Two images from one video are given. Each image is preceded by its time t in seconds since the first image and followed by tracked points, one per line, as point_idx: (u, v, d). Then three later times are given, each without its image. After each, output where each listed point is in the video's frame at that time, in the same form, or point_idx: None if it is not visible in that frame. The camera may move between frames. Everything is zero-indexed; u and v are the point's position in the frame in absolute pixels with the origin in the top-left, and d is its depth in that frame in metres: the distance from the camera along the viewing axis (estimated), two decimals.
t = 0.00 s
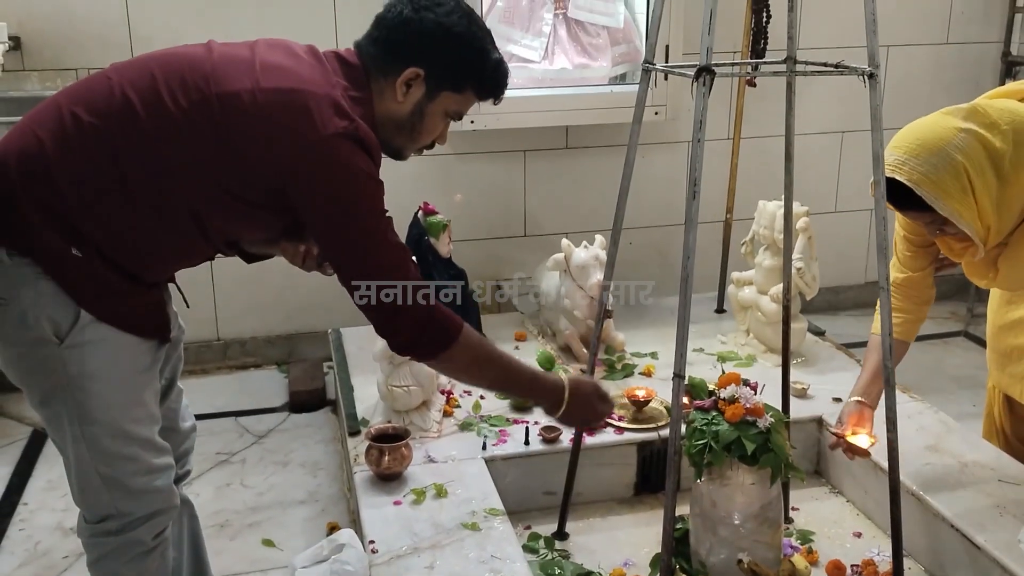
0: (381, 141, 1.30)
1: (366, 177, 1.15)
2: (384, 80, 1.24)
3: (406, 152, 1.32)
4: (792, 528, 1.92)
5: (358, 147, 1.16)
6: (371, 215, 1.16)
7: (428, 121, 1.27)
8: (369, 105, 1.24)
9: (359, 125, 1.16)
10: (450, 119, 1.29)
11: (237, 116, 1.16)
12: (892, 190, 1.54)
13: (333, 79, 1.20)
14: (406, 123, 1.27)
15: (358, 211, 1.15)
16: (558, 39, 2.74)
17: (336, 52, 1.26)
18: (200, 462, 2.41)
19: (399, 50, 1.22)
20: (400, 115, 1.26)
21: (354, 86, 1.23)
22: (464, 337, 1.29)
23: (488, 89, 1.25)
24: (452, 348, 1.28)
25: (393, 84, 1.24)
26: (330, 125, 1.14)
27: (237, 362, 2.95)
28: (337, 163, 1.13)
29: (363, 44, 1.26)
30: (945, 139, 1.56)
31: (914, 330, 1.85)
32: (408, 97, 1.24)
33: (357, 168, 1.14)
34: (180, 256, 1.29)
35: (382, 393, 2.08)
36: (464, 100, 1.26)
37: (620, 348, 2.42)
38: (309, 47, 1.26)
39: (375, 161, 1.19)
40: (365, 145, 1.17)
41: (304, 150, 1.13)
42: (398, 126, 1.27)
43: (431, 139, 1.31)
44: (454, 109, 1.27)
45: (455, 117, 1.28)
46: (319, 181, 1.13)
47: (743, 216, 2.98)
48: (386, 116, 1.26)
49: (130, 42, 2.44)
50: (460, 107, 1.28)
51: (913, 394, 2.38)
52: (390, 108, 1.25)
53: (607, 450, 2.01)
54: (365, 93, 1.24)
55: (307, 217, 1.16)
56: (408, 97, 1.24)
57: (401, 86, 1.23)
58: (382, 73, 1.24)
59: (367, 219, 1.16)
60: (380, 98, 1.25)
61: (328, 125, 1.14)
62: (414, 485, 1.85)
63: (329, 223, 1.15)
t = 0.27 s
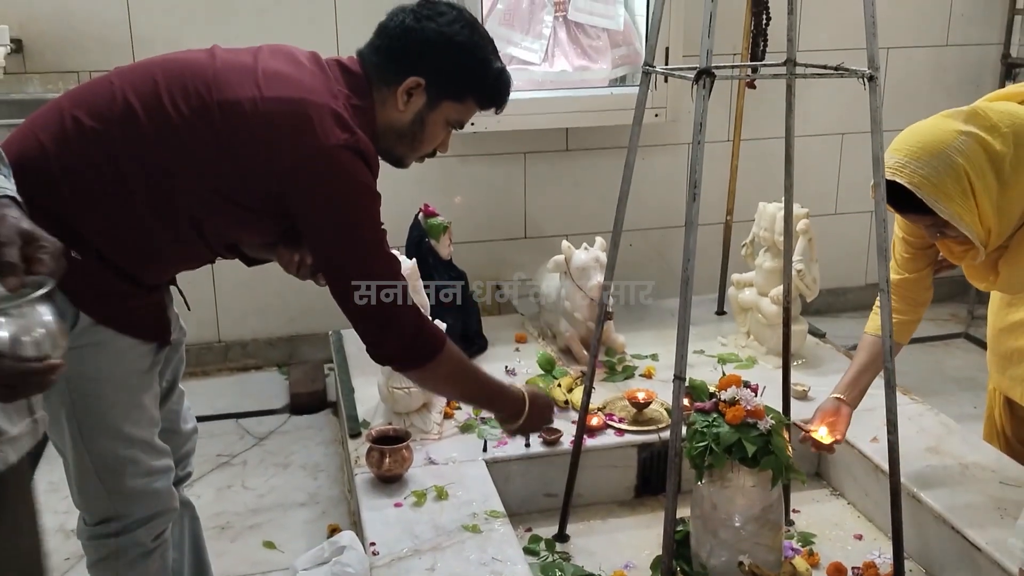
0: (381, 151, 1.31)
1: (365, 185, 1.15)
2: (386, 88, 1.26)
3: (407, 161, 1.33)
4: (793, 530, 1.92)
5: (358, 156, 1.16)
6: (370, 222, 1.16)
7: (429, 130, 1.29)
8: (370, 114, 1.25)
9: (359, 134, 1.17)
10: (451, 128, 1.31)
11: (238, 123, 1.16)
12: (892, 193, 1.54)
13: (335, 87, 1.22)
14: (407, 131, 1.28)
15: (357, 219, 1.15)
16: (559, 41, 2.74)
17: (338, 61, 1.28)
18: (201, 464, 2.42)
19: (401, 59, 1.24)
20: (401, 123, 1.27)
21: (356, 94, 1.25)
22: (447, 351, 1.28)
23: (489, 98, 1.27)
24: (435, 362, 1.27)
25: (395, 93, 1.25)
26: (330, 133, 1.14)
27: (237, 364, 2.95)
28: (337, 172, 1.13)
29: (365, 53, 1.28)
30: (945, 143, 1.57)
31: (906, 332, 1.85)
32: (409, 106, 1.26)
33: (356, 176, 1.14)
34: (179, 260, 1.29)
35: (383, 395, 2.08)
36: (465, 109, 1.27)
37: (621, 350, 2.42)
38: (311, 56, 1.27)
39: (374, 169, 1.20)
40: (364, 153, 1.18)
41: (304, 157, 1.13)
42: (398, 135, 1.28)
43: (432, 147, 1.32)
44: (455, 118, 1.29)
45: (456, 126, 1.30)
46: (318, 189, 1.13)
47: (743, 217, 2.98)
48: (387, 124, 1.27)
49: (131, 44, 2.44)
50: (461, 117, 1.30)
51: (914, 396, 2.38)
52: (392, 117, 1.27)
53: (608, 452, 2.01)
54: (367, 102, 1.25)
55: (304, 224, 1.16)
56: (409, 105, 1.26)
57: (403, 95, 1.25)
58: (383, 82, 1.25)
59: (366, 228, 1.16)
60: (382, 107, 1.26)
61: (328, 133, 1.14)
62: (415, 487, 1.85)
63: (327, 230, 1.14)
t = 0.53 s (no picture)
0: (381, 153, 1.32)
1: (366, 187, 1.16)
2: (385, 91, 1.26)
3: (406, 163, 1.34)
4: (792, 531, 1.92)
5: (358, 158, 1.17)
6: (370, 225, 1.17)
7: (428, 133, 1.30)
8: (369, 115, 1.26)
9: (359, 137, 1.18)
10: (450, 132, 1.32)
11: (237, 125, 1.16)
12: (892, 194, 1.55)
13: (335, 89, 1.22)
14: (407, 135, 1.29)
15: (358, 221, 1.16)
16: (558, 43, 2.75)
17: (337, 62, 1.28)
18: (201, 466, 2.42)
19: (401, 63, 1.25)
20: (399, 126, 1.28)
21: (356, 95, 1.25)
22: (471, 327, 1.30)
23: (488, 103, 1.28)
24: (460, 340, 1.29)
25: (394, 96, 1.26)
26: (329, 135, 1.15)
27: (237, 366, 2.95)
28: (337, 174, 1.14)
29: (365, 55, 1.28)
30: (945, 147, 1.57)
31: (914, 336, 1.86)
32: (408, 109, 1.27)
33: (357, 178, 1.15)
34: (180, 263, 1.30)
35: (383, 397, 2.08)
36: (464, 113, 1.29)
37: (621, 352, 2.42)
38: (310, 57, 1.28)
39: (374, 171, 1.20)
40: (363, 155, 1.19)
41: (304, 160, 1.14)
42: (397, 138, 1.30)
43: (431, 150, 1.34)
44: (454, 121, 1.30)
45: (454, 129, 1.31)
46: (319, 191, 1.14)
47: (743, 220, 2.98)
48: (385, 127, 1.28)
49: (132, 47, 2.44)
50: (460, 119, 1.31)
51: (914, 397, 2.38)
52: (391, 119, 1.27)
53: (608, 454, 2.01)
54: (367, 104, 1.26)
55: (306, 226, 1.17)
56: (409, 108, 1.27)
57: (402, 98, 1.26)
58: (383, 84, 1.26)
59: (367, 229, 1.17)
60: (381, 110, 1.27)
61: (328, 135, 1.15)
62: (414, 489, 1.85)
63: (328, 232, 1.16)
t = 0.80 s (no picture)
0: (376, 145, 1.32)
1: (361, 179, 1.16)
2: (378, 83, 1.26)
3: (400, 154, 1.34)
4: (785, 526, 1.92)
5: (352, 150, 1.17)
6: (366, 218, 1.16)
7: (422, 125, 1.30)
8: (362, 107, 1.26)
9: (354, 128, 1.18)
10: (443, 123, 1.32)
11: (230, 117, 1.16)
12: (884, 189, 1.55)
13: (328, 81, 1.21)
14: (401, 126, 1.29)
15: (353, 214, 1.15)
16: (551, 39, 2.74)
17: (330, 54, 1.27)
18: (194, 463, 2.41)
19: (393, 55, 1.24)
20: (393, 118, 1.28)
21: (349, 87, 1.25)
22: (468, 336, 1.27)
23: (481, 93, 1.29)
24: (454, 346, 1.26)
25: (387, 88, 1.26)
26: (323, 127, 1.14)
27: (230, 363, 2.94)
28: (332, 166, 1.13)
29: (357, 48, 1.28)
30: (936, 143, 1.57)
31: (912, 332, 1.85)
32: (401, 100, 1.27)
33: (352, 170, 1.15)
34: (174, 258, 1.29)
35: (376, 393, 2.08)
36: (458, 103, 1.29)
37: (615, 348, 2.42)
38: (303, 49, 1.27)
39: (369, 164, 1.20)
40: (358, 147, 1.18)
41: (298, 151, 1.13)
42: (391, 130, 1.30)
43: (425, 141, 1.34)
44: (448, 112, 1.30)
45: (448, 120, 1.31)
46: (313, 183, 1.13)
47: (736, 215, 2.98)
48: (379, 119, 1.28)
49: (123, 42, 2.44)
50: (453, 110, 1.31)
51: (907, 393, 2.38)
52: (384, 111, 1.27)
53: (602, 449, 2.01)
54: (360, 96, 1.26)
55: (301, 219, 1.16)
56: (402, 100, 1.27)
57: (395, 89, 1.26)
58: (376, 76, 1.26)
59: (363, 222, 1.16)
60: (374, 101, 1.27)
61: (321, 127, 1.14)
62: (408, 485, 1.85)
63: (323, 224, 1.15)
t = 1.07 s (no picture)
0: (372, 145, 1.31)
1: (354, 178, 1.19)
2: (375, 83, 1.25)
3: (396, 156, 1.34)
4: (780, 521, 1.93)
5: (346, 149, 1.19)
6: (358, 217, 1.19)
7: (419, 127, 1.28)
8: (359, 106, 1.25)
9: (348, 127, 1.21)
10: (439, 124, 1.32)
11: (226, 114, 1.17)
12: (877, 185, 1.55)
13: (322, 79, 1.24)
14: (398, 128, 1.28)
15: (347, 213, 1.18)
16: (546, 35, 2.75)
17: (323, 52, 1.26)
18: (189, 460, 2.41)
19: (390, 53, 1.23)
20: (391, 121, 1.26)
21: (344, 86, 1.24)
22: (443, 347, 1.24)
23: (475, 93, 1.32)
24: (430, 355, 1.23)
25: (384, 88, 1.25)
26: (318, 126, 1.17)
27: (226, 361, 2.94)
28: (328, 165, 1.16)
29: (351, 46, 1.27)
30: (931, 138, 1.57)
31: (903, 325, 1.86)
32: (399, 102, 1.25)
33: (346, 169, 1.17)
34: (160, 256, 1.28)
35: (371, 390, 2.08)
36: (454, 104, 1.28)
37: (610, 344, 2.42)
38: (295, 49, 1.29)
39: (362, 166, 1.22)
40: (353, 151, 1.21)
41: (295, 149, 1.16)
42: (388, 131, 1.28)
43: (421, 143, 1.33)
44: (444, 113, 1.29)
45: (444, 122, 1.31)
46: (309, 181, 1.16)
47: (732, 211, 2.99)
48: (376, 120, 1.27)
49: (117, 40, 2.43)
50: (448, 111, 1.31)
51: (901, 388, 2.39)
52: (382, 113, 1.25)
53: (597, 445, 2.01)
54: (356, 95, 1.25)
55: (294, 216, 1.18)
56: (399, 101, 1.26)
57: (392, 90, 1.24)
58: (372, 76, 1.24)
59: (356, 222, 1.19)
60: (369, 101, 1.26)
61: (316, 126, 1.17)
62: (403, 482, 1.85)
63: (318, 222, 1.17)
